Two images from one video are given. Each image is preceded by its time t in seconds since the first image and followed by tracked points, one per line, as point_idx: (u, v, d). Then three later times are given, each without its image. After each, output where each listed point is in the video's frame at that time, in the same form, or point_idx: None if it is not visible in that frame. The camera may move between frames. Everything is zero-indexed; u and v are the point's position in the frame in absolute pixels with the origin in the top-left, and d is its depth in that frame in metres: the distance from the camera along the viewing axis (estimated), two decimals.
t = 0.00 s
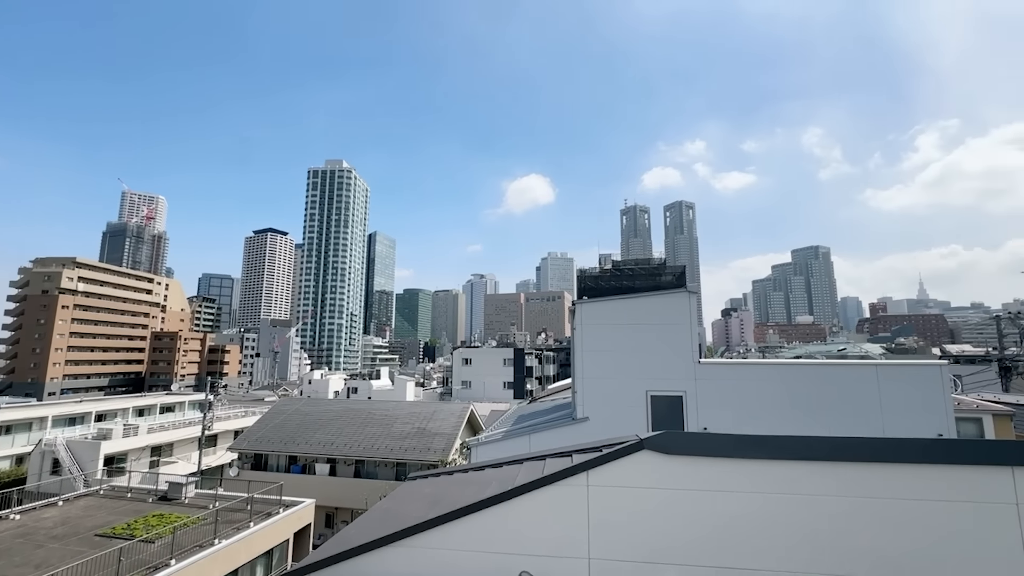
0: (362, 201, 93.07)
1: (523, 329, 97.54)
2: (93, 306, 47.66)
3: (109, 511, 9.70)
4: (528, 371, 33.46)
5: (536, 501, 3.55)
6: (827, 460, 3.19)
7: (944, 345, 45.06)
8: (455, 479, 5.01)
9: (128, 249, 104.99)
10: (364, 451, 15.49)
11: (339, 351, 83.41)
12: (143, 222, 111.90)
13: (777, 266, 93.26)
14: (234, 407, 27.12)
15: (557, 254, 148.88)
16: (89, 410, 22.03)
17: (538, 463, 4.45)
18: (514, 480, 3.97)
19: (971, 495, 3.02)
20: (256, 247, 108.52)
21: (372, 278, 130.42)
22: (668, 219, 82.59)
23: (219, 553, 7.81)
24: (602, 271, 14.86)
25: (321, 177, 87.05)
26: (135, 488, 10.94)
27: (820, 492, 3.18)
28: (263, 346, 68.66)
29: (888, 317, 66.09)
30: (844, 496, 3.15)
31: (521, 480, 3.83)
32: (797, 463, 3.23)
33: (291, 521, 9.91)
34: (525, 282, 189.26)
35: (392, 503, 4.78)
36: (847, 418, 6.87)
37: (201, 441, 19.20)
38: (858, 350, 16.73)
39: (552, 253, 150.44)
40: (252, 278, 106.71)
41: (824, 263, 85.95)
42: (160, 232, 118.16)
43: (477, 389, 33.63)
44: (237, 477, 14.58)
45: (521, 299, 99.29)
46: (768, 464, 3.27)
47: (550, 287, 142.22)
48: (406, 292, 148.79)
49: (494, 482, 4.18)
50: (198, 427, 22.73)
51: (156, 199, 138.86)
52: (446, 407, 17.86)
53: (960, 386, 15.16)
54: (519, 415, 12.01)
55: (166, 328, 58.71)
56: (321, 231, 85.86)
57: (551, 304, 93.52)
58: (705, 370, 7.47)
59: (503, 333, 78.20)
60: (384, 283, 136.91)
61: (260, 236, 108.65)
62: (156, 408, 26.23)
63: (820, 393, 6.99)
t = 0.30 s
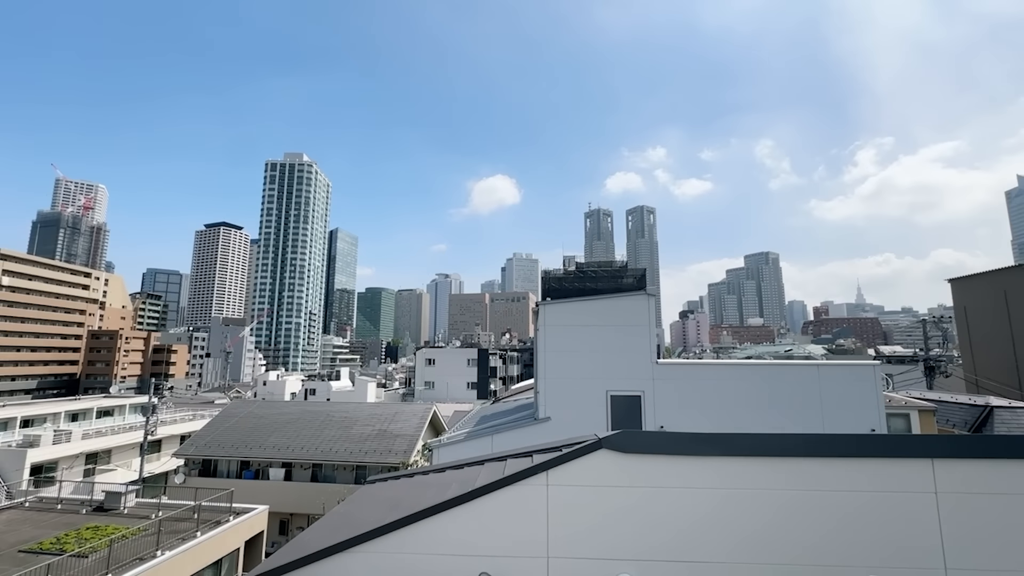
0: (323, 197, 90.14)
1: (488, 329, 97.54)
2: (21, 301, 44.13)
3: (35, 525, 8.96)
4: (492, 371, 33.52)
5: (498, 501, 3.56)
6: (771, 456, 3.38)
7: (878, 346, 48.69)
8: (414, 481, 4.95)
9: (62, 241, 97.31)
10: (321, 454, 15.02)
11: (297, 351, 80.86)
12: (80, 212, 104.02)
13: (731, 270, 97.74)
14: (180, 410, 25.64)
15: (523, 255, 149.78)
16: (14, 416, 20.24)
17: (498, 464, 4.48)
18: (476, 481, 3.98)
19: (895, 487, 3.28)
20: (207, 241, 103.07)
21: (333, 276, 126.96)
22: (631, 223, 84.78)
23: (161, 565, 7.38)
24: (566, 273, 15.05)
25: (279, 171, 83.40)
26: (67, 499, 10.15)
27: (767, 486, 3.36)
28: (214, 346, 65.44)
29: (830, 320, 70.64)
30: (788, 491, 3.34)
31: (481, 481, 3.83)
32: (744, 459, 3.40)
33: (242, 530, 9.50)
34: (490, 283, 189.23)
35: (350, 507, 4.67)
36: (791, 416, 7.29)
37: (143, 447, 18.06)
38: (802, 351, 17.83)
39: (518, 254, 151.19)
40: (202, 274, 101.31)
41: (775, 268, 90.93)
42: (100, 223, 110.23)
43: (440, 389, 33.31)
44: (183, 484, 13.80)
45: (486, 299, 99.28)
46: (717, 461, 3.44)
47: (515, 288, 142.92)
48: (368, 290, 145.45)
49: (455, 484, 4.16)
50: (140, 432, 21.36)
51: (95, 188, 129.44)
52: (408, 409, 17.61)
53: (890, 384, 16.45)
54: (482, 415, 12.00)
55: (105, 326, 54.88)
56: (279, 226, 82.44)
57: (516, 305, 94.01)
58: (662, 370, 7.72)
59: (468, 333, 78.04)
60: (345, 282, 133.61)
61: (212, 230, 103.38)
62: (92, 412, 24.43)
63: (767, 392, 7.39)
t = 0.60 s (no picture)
0: (280, 190, 86.59)
1: (451, 328, 96.82)
2: None
3: None
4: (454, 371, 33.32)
5: (457, 502, 3.55)
6: (720, 452, 3.54)
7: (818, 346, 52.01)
8: (370, 485, 4.85)
9: None
10: (274, 458, 14.42)
11: (249, 351, 77.37)
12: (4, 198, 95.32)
13: (687, 273, 101.70)
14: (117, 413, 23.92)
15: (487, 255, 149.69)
16: None
17: (457, 465, 4.46)
18: (434, 482, 3.95)
19: (830, 478, 3.52)
20: (151, 234, 96.94)
21: (289, 272, 122.50)
22: (593, 226, 86.52)
23: None
24: (530, 273, 15.14)
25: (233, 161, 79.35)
26: None
27: (715, 481, 3.52)
28: (158, 345, 61.66)
29: (776, 321, 74.87)
30: (733, 484, 3.52)
31: (439, 483, 3.81)
32: (695, 455, 3.55)
33: (186, 539, 9.01)
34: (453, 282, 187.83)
35: (301, 513, 4.52)
36: (740, 413, 7.67)
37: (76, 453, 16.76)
38: (751, 351, 18.80)
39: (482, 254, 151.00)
40: (145, 269, 95.17)
41: (727, 272, 95.34)
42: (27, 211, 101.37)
43: (401, 390, 32.75)
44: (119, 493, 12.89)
45: (449, 299, 98.56)
46: (669, 458, 3.56)
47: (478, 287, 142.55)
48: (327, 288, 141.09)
49: (411, 486, 4.12)
50: (72, 438, 19.81)
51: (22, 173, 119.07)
52: (367, 410, 17.23)
53: (828, 381, 17.63)
54: (443, 416, 11.90)
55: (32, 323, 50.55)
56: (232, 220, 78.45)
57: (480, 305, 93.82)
58: (620, 370, 7.91)
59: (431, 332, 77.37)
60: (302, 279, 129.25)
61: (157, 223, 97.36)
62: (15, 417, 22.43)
63: (718, 390, 7.73)
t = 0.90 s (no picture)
0: (238, 185, 82.96)
1: (417, 329, 95.48)
2: None
3: None
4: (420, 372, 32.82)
5: (418, 506, 3.50)
6: (676, 452, 3.65)
7: (770, 348, 54.54)
8: (326, 492, 4.69)
9: None
10: (228, 465, 13.76)
11: (202, 353, 73.65)
12: None
13: (650, 277, 104.42)
14: (52, 419, 22.19)
15: (455, 256, 148.36)
16: None
17: (418, 469, 4.39)
18: (392, 487, 3.87)
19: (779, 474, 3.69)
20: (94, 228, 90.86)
21: (247, 270, 117.74)
22: (560, 229, 87.54)
23: None
24: (497, 275, 15.16)
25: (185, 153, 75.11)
26: None
27: (672, 480, 3.62)
28: (99, 347, 57.85)
29: (733, 324, 77.96)
30: (688, 485, 3.62)
31: (397, 488, 3.74)
32: (653, 455, 3.63)
33: (127, 554, 8.47)
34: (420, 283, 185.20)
35: (251, 524, 4.33)
36: (697, 413, 7.93)
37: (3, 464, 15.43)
38: (709, 352, 19.54)
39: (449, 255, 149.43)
40: (87, 265, 89.02)
41: (688, 276, 98.62)
42: None
43: (365, 392, 32.01)
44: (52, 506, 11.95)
45: (415, 300, 97.17)
46: (627, 457, 3.64)
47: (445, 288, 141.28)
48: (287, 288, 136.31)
49: (367, 492, 4.03)
50: None
51: None
52: (328, 414, 16.77)
53: (779, 382, 18.48)
54: (407, 419, 11.72)
55: None
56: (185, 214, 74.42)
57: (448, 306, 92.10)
58: (584, 371, 8.03)
59: (397, 334, 76.00)
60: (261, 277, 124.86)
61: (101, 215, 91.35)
62: None
63: (677, 391, 7.97)
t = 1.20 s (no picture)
0: (206, 179, 80.07)
1: (392, 330, 94.28)
2: None
3: None
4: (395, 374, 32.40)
5: (385, 512, 3.43)
6: (643, 451, 3.70)
7: (739, 349, 56.12)
8: (293, 496, 4.58)
9: None
10: (191, 470, 13.25)
11: (165, 354, 70.85)
12: None
13: (625, 280, 105.97)
14: None
15: (432, 256, 147.04)
16: None
17: (388, 472, 4.33)
18: (360, 491, 3.80)
19: (742, 472, 3.79)
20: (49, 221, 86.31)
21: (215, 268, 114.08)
22: (538, 230, 87.95)
23: None
24: (474, 275, 15.11)
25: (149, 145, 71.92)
26: None
27: (639, 480, 3.68)
28: (52, 347, 54.91)
29: (704, 326, 79.83)
30: (654, 485, 3.68)
31: (366, 492, 3.67)
32: (621, 454, 3.68)
33: (82, 565, 8.06)
34: (396, 283, 182.88)
35: (214, 530, 4.19)
36: (668, 413, 8.08)
37: None
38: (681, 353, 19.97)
39: (426, 255, 147.93)
40: (40, 260, 84.44)
41: (662, 279, 100.55)
42: None
43: (337, 394, 31.38)
44: None
45: (391, 300, 95.97)
46: (596, 458, 3.67)
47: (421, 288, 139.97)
48: (257, 287, 132.56)
49: (334, 497, 3.94)
50: None
51: None
52: (299, 416, 16.38)
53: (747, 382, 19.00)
54: (380, 421, 11.55)
55: None
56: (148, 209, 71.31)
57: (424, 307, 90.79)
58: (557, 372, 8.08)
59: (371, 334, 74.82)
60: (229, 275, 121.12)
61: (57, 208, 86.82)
62: None
63: (647, 392, 8.11)
